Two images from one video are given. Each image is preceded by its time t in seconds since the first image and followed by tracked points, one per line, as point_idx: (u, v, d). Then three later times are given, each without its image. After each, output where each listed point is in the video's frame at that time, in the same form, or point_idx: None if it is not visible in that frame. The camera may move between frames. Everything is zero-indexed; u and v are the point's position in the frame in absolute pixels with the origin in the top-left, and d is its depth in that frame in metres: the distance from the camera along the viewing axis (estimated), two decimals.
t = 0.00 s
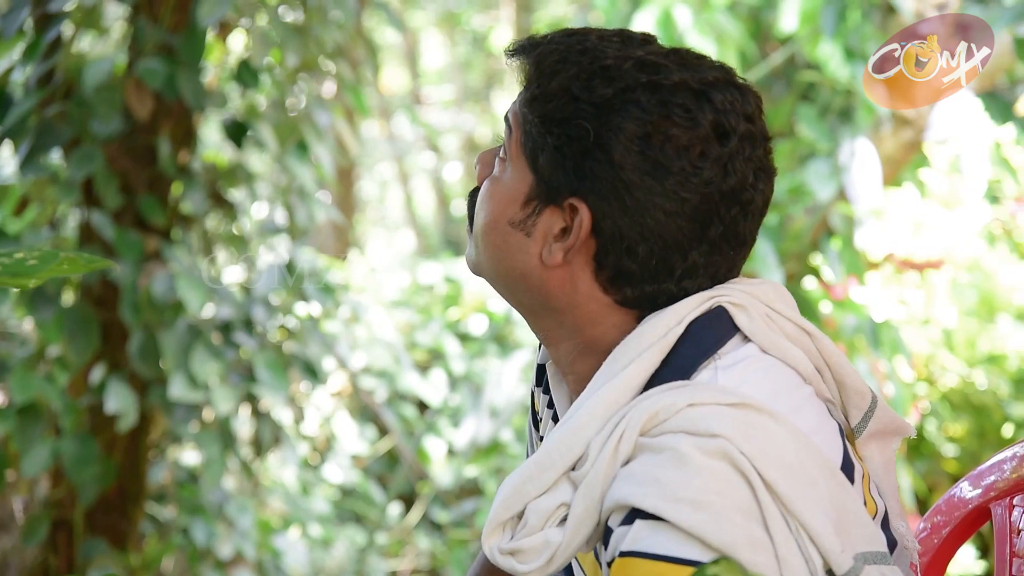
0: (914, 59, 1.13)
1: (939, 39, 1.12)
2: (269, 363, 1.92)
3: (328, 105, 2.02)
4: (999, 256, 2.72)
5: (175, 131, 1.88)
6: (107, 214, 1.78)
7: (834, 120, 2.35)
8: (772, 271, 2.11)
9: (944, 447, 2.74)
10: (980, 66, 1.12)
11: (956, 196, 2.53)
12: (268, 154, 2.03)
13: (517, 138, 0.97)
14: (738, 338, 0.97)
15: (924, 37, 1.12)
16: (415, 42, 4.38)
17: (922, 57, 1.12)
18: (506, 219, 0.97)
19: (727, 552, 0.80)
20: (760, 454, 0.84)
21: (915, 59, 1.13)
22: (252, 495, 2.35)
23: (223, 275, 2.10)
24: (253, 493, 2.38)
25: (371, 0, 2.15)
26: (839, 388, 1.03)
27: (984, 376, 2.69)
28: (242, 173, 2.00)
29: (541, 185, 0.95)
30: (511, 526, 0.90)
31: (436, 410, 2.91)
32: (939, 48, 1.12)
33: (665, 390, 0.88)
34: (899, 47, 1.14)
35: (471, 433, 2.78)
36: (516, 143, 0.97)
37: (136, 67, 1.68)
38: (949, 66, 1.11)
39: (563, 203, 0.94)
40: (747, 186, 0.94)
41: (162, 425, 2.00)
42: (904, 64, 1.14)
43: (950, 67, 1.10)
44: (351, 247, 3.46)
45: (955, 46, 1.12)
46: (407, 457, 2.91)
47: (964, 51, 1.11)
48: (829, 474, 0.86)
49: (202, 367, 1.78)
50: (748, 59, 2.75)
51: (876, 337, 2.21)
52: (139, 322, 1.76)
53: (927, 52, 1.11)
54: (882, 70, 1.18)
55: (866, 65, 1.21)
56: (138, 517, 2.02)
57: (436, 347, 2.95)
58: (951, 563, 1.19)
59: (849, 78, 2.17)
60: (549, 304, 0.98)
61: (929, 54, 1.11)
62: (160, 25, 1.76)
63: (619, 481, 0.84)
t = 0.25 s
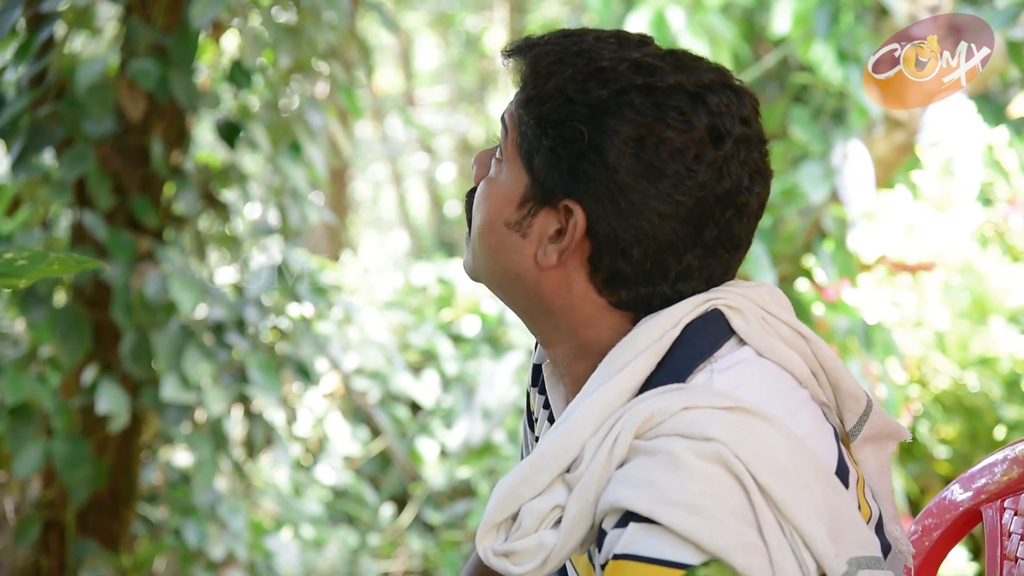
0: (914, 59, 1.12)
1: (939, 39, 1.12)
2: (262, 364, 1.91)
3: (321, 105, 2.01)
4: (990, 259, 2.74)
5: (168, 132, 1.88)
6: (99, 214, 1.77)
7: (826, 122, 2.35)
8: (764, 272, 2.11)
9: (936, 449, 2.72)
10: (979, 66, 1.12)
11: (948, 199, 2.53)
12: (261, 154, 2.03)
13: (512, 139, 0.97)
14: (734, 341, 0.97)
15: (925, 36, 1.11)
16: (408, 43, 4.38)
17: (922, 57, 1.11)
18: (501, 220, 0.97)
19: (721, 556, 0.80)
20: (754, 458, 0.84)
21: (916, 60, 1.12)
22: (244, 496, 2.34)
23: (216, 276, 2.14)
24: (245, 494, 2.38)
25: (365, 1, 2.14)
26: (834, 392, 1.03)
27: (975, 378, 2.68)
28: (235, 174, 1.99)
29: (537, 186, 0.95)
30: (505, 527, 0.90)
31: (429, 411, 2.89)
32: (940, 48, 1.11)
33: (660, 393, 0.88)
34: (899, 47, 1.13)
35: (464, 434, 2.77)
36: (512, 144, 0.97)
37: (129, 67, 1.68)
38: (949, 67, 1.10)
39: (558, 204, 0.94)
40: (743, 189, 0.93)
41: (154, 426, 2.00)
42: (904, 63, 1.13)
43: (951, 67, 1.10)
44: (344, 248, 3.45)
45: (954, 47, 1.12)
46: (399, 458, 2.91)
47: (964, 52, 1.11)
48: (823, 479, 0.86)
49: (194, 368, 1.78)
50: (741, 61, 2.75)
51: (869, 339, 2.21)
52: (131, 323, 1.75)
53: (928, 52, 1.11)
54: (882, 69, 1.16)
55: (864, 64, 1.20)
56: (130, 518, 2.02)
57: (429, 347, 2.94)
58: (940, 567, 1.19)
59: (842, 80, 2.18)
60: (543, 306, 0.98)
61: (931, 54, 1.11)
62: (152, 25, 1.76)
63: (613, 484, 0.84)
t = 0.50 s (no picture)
0: (914, 58, 1.12)
1: (939, 40, 1.11)
2: (258, 368, 1.91)
3: (318, 109, 2.01)
4: (987, 263, 2.67)
5: (164, 135, 1.88)
6: (95, 218, 1.77)
7: (823, 126, 2.36)
8: (761, 276, 2.11)
9: (932, 453, 2.78)
10: (980, 67, 1.11)
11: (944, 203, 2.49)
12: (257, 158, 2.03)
13: (512, 145, 0.97)
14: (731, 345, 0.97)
15: (925, 36, 1.11)
16: (405, 46, 4.38)
17: (922, 56, 1.11)
18: (505, 227, 0.97)
19: (719, 559, 0.80)
20: (752, 462, 0.84)
21: (916, 59, 1.12)
22: (240, 500, 2.34)
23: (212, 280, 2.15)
24: (241, 498, 2.37)
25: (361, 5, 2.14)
26: (831, 397, 1.03)
27: (970, 382, 2.72)
28: (231, 177, 1.99)
29: (543, 191, 0.95)
30: (502, 531, 0.90)
31: (425, 415, 2.89)
32: (940, 48, 1.11)
33: (658, 396, 0.88)
34: (900, 47, 1.13)
35: (460, 438, 2.77)
36: (512, 151, 0.97)
37: (125, 71, 1.67)
38: (949, 66, 1.10)
39: (567, 207, 0.94)
40: (748, 183, 0.95)
41: (149, 430, 1.99)
42: (904, 63, 1.13)
43: (951, 67, 1.10)
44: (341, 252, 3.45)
45: (955, 47, 1.11)
46: (396, 462, 2.91)
47: (964, 52, 1.11)
48: (820, 483, 0.87)
49: (190, 371, 1.78)
50: (737, 65, 2.75)
51: (865, 343, 2.20)
52: (127, 327, 1.75)
53: (929, 52, 1.11)
54: (882, 70, 1.16)
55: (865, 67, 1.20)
56: (126, 522, 2.01)
57: (425, 352, 2.93)
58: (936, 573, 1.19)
59: (838, 84, 2.18)
60: (548, 312, 0.98)
61: (931, 54, 1.11)
62: (148, 29, 1.76)
63: (611, 487, 0.84)
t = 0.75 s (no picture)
0: (914, 59, 1.12)
1: (940, 40, 1.11)
2: (259, 371, 1.92)
3: (321, 113, 2.01)
4: (988, 268, 2.74)
5: (167, 140, 1.89)
6: (98, 222, 1.77)
7: (824, 130, 2.36)
8: (762, 280, 2.11)
9: (934, 458, 2.73)
10: (980, 68, 1.11)
11: (945, 207, 2.52)
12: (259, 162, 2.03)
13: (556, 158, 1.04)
14: (733, 348, 0.97)
15: (925, 37, 1.11)
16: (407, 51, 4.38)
17: (922, 56, 1.11)
18: (565, 238, 1.03)
19: (724, 563, 0.80)
20: (756, 465, 0.84)
21: (916, 60, 1.12)
22: (242, 503, 2.34)
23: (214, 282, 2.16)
24: (243, 502, 2.37)
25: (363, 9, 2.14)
26: (833, 400, 1.03)
27: (973, 387, 2.70)
28: (233, 181, 1.99)
29: (600, 194, 1.03)
30: (508, 536, 0.92)
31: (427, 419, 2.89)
32: (941, 48, 1.11)
33: (661, 401, 0.88)
34: (899, 47, 1.13)
35: (462, 442, 2.77)
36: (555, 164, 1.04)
37: (127, 75, 1.68)
38: (949, 66, 1.10)
39: (627, 205, 1.03)
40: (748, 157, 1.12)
41: (152, 433, 1.99)
42: (904, 64, 1.13)
43: (950, 67, 1.10)
44: (343, 256, 3.45)
45: (954, 47, 1.11)
46: (398, 466, 2.91)
47: (964, 53, 1.10)
48: (823, 487, 0.86)
49: (192, 375, 1.78)
50: (739, 69, 2.75)
51: (867, 348, 2.22)
52: (129, 331, 1.75)
53: (928, 52, 1.11)
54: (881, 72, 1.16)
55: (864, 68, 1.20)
56: (127, 526, 2.01)
57: (427, 356, 2.94)
58: None
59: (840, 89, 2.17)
60: (603, 312, 1.05)
61: (931, 54, 1.11)
62: (150, 33, 1.76)
63: (615, 492, 0.85)
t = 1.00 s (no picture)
0: (914, 58, 1.12)
1: (940, 40, 1.10)
2: (261, 368, 1.91)
3: (322, 110, 2.01)
4: (989, 266, 2.75)
5: (168, 137, 1.89)
6: (99, 219, 1.77)
7: (825, 127, 2.35)
8: (763, 278, 2.11)
9: (935, 455, 2.72)
10: (981, 68, 1.09)
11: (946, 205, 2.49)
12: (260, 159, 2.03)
13: (567, 160, 1.05)
14: (733, 344, 0.97)
15: (925, 36, 1.10)
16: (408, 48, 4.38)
17: (922, 56, 1.11)
18: (585, 238, 1.04)
19: (726, 560, 0.80)
20: (758, 462, 0.84)
21: (915, 59, 1.12)
22: (243, 500, 2.34)
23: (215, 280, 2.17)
24: (244, 499, 2.37)
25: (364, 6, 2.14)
26: (832, 395, 1.03)
27: (974, 384, 2.69)
28: (235, 179, 1.99)
29: (614, 189, 1.05)
30: (511, 538, 0.92)
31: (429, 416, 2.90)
32: (941, 48, 1.10)
33: (662, 399, 0.88)
34: (899, 47, 1.13)
35: (463, 439, 2.77)
36: (565, 165, 1.05)
37: (128, 72, 1.68)
38: (949, 66, 1.09)
39: (639, 197, 1.06)
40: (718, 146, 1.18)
41: (153, 430, 2.00)
42: (904, 63, 1.13)
43: (950, 67, 1.09)
44: (344, 253, 3.45)
45: (955, 47, 1.10)
46: (399, 464, 2.91)
47: (964, 52, 1.09)
48: (826, 483, 0.86)
49: (194, 373, 1.78)
50: (740, 67, 2.75)
51: (869, 345, 2.21)
52: (131, 328, 1.75)
53: (928, 52, 1.10)
54: (882, 71, 1.16)
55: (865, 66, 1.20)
56: (129, 523, 2.02)
57: (428, 353, 2.95)
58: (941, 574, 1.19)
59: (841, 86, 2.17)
60: (621, 309, 1.07)
61: (930, 54, 1.10)
62: (151, 31, 1.76)
63: (617, 490, 0.85)
